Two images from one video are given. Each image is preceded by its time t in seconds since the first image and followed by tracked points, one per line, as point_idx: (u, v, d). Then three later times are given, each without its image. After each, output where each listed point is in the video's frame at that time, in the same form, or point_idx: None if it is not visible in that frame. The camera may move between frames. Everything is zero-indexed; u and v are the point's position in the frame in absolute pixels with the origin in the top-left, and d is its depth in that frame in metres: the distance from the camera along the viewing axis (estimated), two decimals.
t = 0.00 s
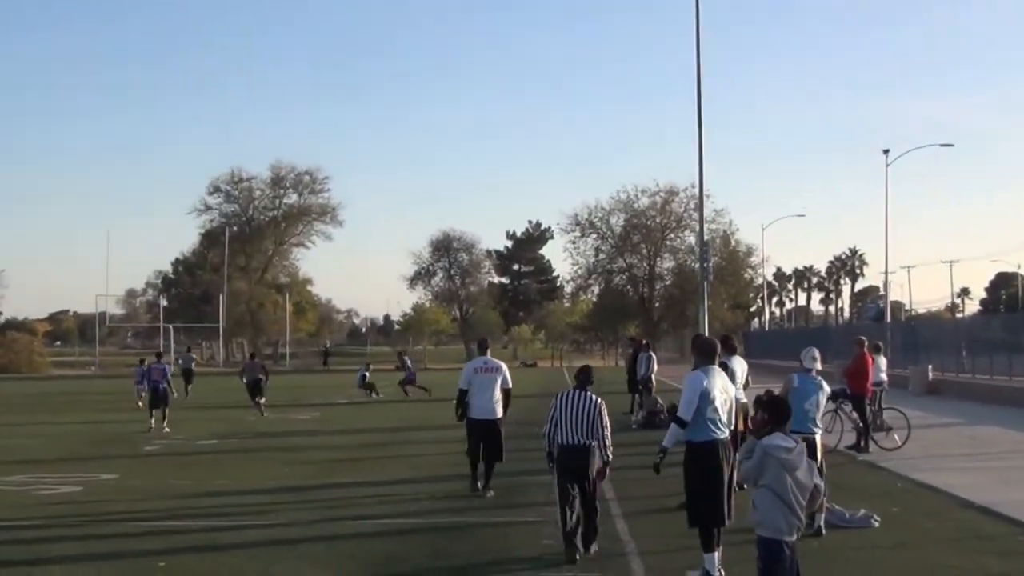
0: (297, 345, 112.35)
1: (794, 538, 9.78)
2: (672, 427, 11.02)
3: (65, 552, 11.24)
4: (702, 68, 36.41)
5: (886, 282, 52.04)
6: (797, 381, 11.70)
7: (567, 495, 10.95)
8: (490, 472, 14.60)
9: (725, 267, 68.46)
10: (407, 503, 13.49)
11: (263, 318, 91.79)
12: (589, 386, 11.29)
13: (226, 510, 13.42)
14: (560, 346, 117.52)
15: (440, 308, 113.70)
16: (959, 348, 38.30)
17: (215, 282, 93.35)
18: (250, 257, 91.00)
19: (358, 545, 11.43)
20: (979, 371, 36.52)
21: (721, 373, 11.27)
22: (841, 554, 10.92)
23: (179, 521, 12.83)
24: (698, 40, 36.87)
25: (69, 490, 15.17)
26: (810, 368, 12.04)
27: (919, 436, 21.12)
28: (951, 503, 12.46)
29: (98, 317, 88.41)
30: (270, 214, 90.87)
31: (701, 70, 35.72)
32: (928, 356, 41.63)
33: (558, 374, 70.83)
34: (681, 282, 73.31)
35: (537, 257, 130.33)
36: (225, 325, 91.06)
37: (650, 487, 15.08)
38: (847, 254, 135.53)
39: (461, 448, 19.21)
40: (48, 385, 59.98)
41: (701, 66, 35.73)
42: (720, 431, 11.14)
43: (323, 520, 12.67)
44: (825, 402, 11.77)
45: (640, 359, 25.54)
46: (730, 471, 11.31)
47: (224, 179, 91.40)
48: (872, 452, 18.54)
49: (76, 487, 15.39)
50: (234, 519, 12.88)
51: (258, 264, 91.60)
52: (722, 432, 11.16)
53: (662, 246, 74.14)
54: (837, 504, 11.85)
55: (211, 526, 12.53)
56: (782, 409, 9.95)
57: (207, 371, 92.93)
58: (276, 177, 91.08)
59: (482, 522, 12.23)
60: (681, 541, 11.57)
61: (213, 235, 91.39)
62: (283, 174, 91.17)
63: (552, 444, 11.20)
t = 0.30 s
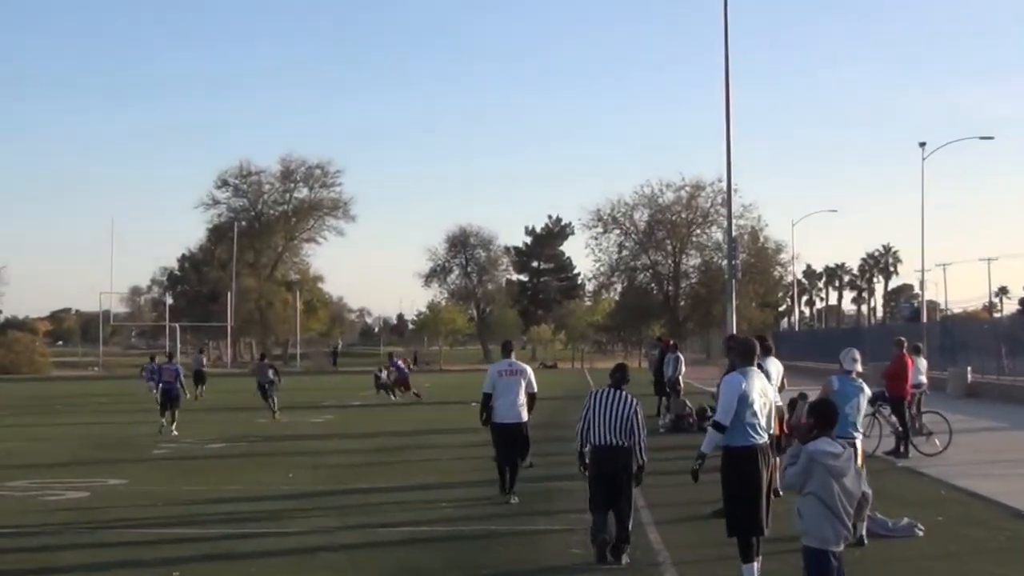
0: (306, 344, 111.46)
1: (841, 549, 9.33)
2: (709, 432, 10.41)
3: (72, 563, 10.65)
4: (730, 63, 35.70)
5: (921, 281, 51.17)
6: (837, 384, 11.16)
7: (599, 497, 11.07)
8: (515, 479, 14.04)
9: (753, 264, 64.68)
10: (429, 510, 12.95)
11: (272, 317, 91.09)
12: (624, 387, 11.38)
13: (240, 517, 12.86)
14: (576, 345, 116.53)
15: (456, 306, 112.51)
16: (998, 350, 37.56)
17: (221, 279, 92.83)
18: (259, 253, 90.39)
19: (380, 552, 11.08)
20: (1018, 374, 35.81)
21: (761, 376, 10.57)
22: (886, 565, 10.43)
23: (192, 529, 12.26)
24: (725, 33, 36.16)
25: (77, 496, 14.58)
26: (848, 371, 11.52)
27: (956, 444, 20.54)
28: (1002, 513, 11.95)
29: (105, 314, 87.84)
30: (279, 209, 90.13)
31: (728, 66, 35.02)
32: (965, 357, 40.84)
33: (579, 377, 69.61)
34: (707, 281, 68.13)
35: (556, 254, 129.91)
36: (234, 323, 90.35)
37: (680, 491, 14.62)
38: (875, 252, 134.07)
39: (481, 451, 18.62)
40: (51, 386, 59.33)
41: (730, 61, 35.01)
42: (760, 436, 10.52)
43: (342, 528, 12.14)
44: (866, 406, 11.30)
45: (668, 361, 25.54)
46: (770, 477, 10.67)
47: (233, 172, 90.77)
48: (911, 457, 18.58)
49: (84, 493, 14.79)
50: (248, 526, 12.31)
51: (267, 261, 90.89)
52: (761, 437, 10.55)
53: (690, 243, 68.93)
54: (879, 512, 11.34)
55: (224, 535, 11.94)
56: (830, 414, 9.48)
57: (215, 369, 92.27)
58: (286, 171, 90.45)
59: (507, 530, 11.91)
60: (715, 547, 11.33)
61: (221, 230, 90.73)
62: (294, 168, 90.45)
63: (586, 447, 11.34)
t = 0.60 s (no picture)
0: (308, 346, 110.81)
1: (875, 558, 8.82)
2: (735, 437, 10.31)
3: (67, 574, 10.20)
4: (749, 58, 35.17)
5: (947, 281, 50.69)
6: (866, 385, 10.90)
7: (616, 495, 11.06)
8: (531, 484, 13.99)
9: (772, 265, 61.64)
10: (440, 517, 12.59)
11: (273, 318, 90.50)
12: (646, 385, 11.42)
13: (241, 524, 12.46)
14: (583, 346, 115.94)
15: (465, 304, 111.88)
16: None
17: (220, 278, 92.37)
18: (260, 251, 89.78)
19: (394, 558, 10.97)
20: None
21: (786, 377, 10.46)
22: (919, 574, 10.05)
23: (191, 538, 11.84)
24: (743, 28, 35.61)
25: (76, 502, 14.13)
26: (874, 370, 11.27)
27: (981, 449, 20.14)
28: None
29: (101, 314, 87.26)
30: (282, 205, 89.71)
31: (745, 63, 34.46)
32: (992, 359, 40.40)
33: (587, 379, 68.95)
34: (723, 280, 65.62)
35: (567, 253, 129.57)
36: (234, 324, 90.03)
37: (698, 499, 14.35)
38: (896, 251, 133.40)
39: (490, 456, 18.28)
40: (48, 388, 58.84)
41: (748, 57, 34.41)
42: (786, 440, 10.43)
43: (349, 536, 11.80)
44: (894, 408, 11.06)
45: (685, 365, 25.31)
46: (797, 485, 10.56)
47: (234, 167, 90.27)
48: (937, 463, 18.47)
49: (82, 499, 14.33)
50: (251, 533, 11.91)
51: (267, 259, 90.39)
52: (788, 442, 10.45)
53: (705, 241, 66.37)
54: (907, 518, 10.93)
55: (225, 544, 11.51)
56: (863, 414, 9.02)
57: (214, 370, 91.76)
58: (289, 166, 89.98)
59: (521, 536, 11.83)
60: (737, 555, 11.27)
61: (221, 227, 89.96)
62: (296, 163, 90.04)
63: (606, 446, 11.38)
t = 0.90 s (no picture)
0: (319, 353, 110.07)
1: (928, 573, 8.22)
2: (777, 446, 10.55)
3: None
4: (776, 55, 34.42)
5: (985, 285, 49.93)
6: (910, 395, 11.02)
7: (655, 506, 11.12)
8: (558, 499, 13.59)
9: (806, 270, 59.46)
10: (461, 534, 12.27)
11: (282, 326, 90.04)
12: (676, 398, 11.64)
13: (258, 544, 12.11)
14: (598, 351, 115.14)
15: (480, 310, 111.04)
16: None
17: (228, 283, 91.79)
18: (268, 256, 89.02)
19: None
20: None
21: (829, 387, 10.66)
22: None
23: (207, 563, 11.48)
24: (770, 23, 34.92)
25: (85, 517, 13.58)
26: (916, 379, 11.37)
27: None
28: None
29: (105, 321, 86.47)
30: (289, 209, 88.81)
31: (772, 62, 33.83)
32: None
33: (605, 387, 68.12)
34: (751, 282, 62.31)
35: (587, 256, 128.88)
36: (242, 332, 89.64)
37: (731, 511, 13.93)
38: (929, 253, 132.06)
39: (514, 467, 17.79)
40: (57, 398, 58.21)
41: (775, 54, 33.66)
42: (828, 450, 10.64)
43: (370, 557, 11.53)
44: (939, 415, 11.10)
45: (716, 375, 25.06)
46: (841, 495, 10.71)
47: (239, 170, 89.24)
48: (983, 474, 18.27)
49: (92, 513, 13.78)
50: (272, 560, 11.40)
51: (275, 264, 89.57)
52: (831, 452, 10.66)
53: (731, 243, 63.11)
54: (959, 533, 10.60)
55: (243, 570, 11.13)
56: (917, 420, 8.41)
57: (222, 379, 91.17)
58: (297, 168, 89.17)
59: (549, 556, 11.55)
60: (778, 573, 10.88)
61: (226, 232, 89.00)
62: (304, 165, 89.22)
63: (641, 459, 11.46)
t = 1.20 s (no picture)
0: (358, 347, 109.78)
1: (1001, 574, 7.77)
2: (839, 445, 10.10)
3: None
4: (828, 39, 33.62)
5: None
6: (975, 391, 10.55)
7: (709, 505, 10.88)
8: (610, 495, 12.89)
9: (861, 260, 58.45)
10: (509, 534, 12.01)
11: (317, 318, 89.65)
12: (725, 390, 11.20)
13: (297, 547, 11.84)
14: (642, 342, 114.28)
15: (521, 302, 110.48)
16: None
17: (263, 275, 91.68)
18: (302, 247, 88.52)
19: None
20: None
21: (895, 382, 10.18)
22: None
23: (248, 564, 11.22)
24: (823, 8, 34.28)
25: (121, 516, 13.28)
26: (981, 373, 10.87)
27: None
28: None
29: (139, 313, 86.56)
30: (323, 199, 88.47)
31: (824, 48, 33.18)
32: None
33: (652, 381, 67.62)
34: (804, 273, 58.36)
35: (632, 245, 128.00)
36: (277, 325, 89.55)
37: (787, 513, 13.59)
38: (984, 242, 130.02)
39: (561, 466, 17.41)
40: (94, 393, 58.22)
41: (827, 39, 32.88)
42: (894, 449, 10.17)
43: (415, 558, 11.28)
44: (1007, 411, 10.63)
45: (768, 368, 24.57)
46: (907, 495, 10.22)
47: (272, 159, 88.86)
48: None
49: (126, 512, 13.48)
50: (310, 564, 11.11)
51: (310, 256, 89.27)
52: (897, 450, 10.19)
53: (782, 232, 59.26)
54: None
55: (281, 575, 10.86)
56: (987, 415, 7.91)
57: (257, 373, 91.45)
58: (332, 157, 88.77)
59: (603, 557, 11.32)
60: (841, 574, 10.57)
61: (260, 223, 88.71)
62: (340, 154, 88.87)
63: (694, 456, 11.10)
